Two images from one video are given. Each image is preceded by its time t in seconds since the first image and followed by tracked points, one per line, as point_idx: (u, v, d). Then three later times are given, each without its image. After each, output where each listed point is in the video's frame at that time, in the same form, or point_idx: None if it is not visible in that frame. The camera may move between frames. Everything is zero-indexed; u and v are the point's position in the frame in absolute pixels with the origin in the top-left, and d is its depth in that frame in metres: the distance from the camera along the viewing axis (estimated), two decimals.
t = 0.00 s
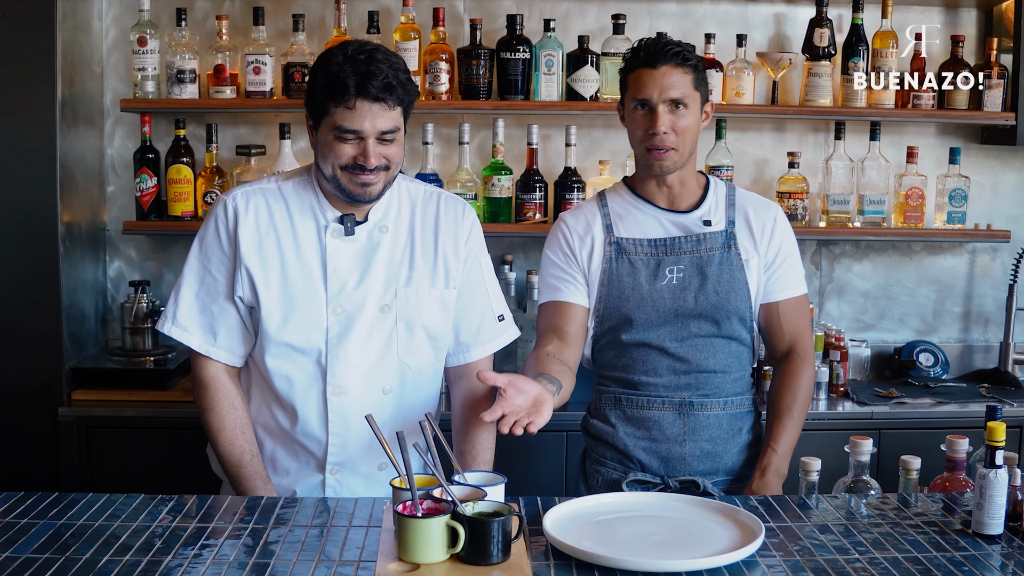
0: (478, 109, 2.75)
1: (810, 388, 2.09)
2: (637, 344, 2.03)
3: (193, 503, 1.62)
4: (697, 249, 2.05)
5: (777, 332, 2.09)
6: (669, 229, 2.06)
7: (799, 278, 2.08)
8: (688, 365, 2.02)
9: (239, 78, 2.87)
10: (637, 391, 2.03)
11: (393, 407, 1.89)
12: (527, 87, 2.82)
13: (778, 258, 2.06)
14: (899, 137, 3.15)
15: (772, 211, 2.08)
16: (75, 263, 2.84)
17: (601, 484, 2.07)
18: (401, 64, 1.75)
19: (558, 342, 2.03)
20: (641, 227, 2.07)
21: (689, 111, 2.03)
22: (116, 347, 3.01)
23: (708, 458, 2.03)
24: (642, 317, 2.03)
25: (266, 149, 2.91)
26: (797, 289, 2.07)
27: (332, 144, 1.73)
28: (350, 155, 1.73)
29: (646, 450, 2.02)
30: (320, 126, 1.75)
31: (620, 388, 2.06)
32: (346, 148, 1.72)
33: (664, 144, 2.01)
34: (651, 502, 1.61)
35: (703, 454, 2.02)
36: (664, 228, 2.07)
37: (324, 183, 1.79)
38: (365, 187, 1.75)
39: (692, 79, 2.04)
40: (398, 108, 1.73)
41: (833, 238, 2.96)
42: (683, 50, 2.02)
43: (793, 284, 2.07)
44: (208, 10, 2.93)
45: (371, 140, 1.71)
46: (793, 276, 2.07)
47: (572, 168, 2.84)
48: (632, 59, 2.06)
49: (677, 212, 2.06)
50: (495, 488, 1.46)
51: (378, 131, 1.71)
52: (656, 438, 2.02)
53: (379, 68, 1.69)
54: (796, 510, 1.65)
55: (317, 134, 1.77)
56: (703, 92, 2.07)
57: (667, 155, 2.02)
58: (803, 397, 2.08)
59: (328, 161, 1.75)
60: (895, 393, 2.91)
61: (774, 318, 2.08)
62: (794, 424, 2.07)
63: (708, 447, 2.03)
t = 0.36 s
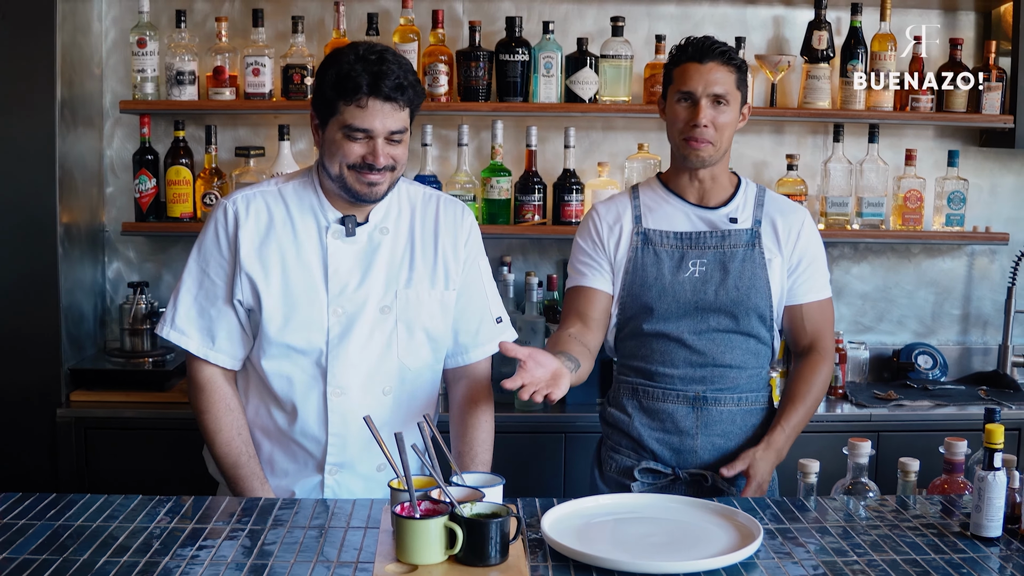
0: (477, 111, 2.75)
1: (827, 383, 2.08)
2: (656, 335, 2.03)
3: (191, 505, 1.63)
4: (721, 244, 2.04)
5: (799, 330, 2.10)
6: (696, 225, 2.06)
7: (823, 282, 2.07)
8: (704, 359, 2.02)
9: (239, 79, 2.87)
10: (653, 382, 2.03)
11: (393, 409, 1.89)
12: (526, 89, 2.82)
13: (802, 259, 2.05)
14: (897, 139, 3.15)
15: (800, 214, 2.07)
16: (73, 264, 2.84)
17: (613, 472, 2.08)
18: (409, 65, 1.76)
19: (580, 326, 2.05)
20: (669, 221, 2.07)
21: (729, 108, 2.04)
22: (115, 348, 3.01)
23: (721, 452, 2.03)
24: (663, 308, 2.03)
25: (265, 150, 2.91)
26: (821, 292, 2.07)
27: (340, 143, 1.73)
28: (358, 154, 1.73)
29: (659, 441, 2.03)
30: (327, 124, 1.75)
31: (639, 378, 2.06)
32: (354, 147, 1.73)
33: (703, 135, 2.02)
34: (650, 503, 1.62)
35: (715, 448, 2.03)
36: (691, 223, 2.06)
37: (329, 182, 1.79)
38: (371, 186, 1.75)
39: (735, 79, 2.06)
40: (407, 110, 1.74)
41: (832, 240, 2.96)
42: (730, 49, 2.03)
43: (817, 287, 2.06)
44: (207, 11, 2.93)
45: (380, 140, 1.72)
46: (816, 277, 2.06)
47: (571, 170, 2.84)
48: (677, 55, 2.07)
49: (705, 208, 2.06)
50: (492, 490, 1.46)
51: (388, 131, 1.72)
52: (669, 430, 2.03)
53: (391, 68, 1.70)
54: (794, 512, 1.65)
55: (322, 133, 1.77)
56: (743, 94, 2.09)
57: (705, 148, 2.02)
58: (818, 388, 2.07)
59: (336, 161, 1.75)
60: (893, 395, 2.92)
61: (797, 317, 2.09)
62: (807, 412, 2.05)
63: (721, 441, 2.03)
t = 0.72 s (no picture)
0: (476, 107, 2.75)
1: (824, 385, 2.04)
2: (656, 327, 2.06)
3: (190, 502, 1.62)
4: (728, 246, 2.04)
5: (799, 330, 2.06)
6: (707, 223, 2.06)
7: (831, 292, 2.05)
8: (700, 355, 2.05)
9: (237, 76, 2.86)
10: (649, 372, 2.07)
11: (391, 404, 1.90)
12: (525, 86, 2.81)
13: (810, 267, 2.04)
14: (897, 136, 3.15)
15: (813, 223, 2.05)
16: (71, 261, 2.84)
17: (605, 454, 2.13)
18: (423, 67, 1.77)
19: (593, 312, 2.11)
20: (681, 217, 2.07)
21: (760, 115, 2.00)
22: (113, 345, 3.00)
23: (707, 445, 2.06)
24: (663, 304, 2.05)
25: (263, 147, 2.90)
26: (827, 303, 2.04)
27: (353, 136, 1.73)
28: (370, 149, 1.73)
29: (650, 430, 2.07)
30: (339, 116, 1.75)
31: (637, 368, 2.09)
32: (367, 142, 1.73)
33: (729, 142, 1.99)
34: (649, 501, 1.61)
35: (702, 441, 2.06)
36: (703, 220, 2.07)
37: (335, 175, 1.79)
38: (379, 182, 1.76)
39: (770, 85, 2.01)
40: (420, 109, 1.75)
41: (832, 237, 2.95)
42: (770, 56, 1.99)
43: (822, 296, 2.04)
44: (205, 8, 2.92)
45: (393, 137, 1.73)
46: (822, 287, 2.04)
47: (570, 166, 2.83)
48: (715, 54, 2.02)
49: (719, 209, 2.05)
50: (491, 487, 1.46)
51: (402, 129, 1.73)
52: (660, 419, 2.06)
53: (411, 66, 1.71)
54: (794, 509, 1.64)
55: (334, 125, 1.77)
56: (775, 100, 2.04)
57: (730, 154, 1.99)
58: (813, 390, 2.02)
59: (346, 153, 1.75)
60: (893, 392, 2.92)
61: (798, 320, 2.06)
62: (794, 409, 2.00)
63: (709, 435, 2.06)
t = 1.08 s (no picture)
0: (472, 109, 2.75)
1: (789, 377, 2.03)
2: (625, 330, 2.06)
3: (185, 506, 1.62)
4: (693, 245, 2.03)
5: (766, 322, 2.05)
6: (671, 223, 2.05)
7: (800, 283, 2.03)
8: (671, 356, 2.04)
9: (233, 77, 2.85)
10: (621, 376, 2.06)
11: (387, 404, 1.89)
12: (522, 87, 2.81)
13: (775, 259, 2.01)
14: (894, 137, 3.14)
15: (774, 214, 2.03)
16: (67, 263, 2.83)
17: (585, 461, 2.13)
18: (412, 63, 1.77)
19: (565, 321, 2.10)
20: (645, 218, 2.07)
21: (720, 109, 2.02)
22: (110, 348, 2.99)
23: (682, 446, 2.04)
24: (631, 307, 2.04)
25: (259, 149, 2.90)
26: (795, 294, 2.02)
27: (341, 134, 1.73)
28: (357, 146, 1.73)
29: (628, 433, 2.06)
30: (327, 115, 1.75)
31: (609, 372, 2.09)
32: (354, 139, 1.73)
33: (691, 136, 1.99)
34: (643, 504, 1.61)
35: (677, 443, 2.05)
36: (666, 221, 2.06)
37: (325, 174, 1.79)
38: (367, 179, 1.76)
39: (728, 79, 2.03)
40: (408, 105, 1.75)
41: (828, 238, 2.95)
42: (727, 50, 2.00)
43: (789, 287, 2.02)
44: (201, 9, 2.91)
45: (380, 134, 1.73)
46: (789, 278, 2.02)
47: (566, 168, 2.83)
48: (671, 50, 2.03)
49: (681, 207, 2.05)
50: (485, 491, 1.45)
51: (389, 125, 1.73)
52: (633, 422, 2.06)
53: (397, 63, 1.71)
54: (789, 512, 1.64)
55: (323, 123, 1.77)
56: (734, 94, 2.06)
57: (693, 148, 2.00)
58: (775, 381, 2.01)
59: (334, 152, 1.75)
60: (890, 394, 2.92)
61: (763, 313, 2.04)
62: (750, 399, 1.99)
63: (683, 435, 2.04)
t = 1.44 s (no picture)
0: (472, 113, 2.73)
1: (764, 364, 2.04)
2: (594, 345, 2.05)
3: (183, 517, 1.60)
4: (650, 256, 2.01)
5: (735, 315, 2.04)
6: (624, 235, 2.03)
7: (765, 269, 2.01)
8: (644, 366, 2.03)
9: (232, 81, 2.83)
10: (598, 390, 2.06)
11: (388, 413, 1.88)
12: (523, 91, 2.79)
13: (737, 254, 1.99)
14: (896, 142, 3.12)
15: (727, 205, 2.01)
16: (64, 268, 2.80)
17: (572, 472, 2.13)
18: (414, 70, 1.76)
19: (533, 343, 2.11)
20: (596, 231, 2.04)
21: (651, 109, 1.96)
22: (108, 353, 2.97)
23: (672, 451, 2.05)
24: (596, 323, 2.03)
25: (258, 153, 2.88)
26: (763, 282, 2.01)
27: (341, 142, 1.72)
28: (357, 154, 1.72)
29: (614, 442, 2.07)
30: (327, 123, 1.74)
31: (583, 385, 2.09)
32: (354, 147, 1.72)
33: (627, 141, 1.95)
34: (645, 515, 1.59)
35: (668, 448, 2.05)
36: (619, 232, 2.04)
37: (325, 182, 1.78)
38: (368, 188, 1.74)
39: (651, 76, 1.96)
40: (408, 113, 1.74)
41: (830, 243, 2.94)
42: (646, 47, 1.94)
43: (755, 278, 2.00)
44: (200, 12, 2.88)
45: (380, 141, 1.71)
46: (755, 268, 2.00)
47: (567, 172, 2.81)
48: (588, 58, 1.96)
49: (631, 217, 2.03)
50: (487, 503, 1.43)
51: (389, 133, 1.72)
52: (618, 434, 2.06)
53: (397, 70, 1.70)
54: (793, 524, 1.62)
55: (323, 131, 1.76)
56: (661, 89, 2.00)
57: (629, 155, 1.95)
58: (752, 374, 2.01)
59: (334, 160, 1.74)
60: (893, 400, 2.91)
61: (732, 308, 2.03)
62: (731, 396, 2.01)
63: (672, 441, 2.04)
